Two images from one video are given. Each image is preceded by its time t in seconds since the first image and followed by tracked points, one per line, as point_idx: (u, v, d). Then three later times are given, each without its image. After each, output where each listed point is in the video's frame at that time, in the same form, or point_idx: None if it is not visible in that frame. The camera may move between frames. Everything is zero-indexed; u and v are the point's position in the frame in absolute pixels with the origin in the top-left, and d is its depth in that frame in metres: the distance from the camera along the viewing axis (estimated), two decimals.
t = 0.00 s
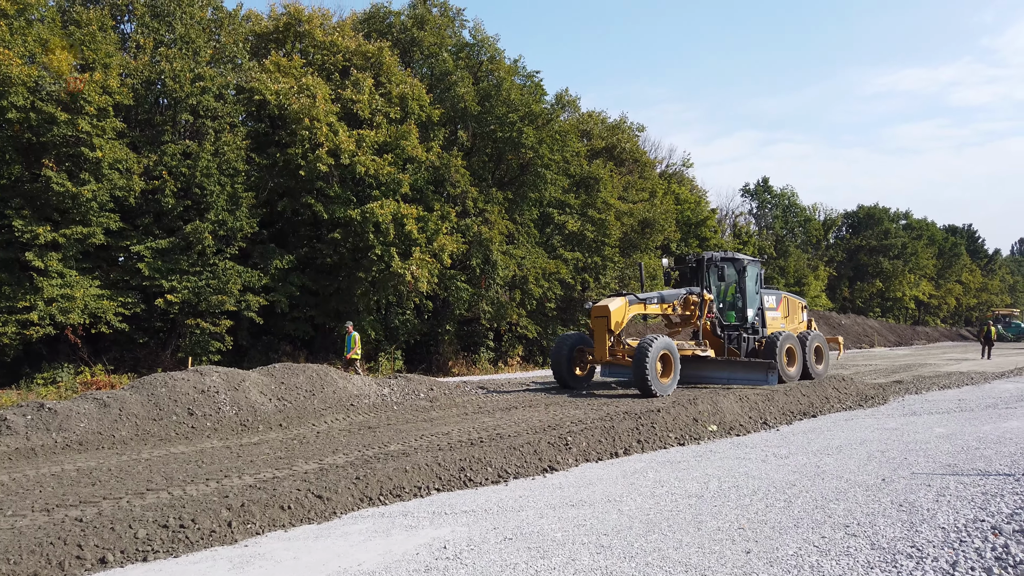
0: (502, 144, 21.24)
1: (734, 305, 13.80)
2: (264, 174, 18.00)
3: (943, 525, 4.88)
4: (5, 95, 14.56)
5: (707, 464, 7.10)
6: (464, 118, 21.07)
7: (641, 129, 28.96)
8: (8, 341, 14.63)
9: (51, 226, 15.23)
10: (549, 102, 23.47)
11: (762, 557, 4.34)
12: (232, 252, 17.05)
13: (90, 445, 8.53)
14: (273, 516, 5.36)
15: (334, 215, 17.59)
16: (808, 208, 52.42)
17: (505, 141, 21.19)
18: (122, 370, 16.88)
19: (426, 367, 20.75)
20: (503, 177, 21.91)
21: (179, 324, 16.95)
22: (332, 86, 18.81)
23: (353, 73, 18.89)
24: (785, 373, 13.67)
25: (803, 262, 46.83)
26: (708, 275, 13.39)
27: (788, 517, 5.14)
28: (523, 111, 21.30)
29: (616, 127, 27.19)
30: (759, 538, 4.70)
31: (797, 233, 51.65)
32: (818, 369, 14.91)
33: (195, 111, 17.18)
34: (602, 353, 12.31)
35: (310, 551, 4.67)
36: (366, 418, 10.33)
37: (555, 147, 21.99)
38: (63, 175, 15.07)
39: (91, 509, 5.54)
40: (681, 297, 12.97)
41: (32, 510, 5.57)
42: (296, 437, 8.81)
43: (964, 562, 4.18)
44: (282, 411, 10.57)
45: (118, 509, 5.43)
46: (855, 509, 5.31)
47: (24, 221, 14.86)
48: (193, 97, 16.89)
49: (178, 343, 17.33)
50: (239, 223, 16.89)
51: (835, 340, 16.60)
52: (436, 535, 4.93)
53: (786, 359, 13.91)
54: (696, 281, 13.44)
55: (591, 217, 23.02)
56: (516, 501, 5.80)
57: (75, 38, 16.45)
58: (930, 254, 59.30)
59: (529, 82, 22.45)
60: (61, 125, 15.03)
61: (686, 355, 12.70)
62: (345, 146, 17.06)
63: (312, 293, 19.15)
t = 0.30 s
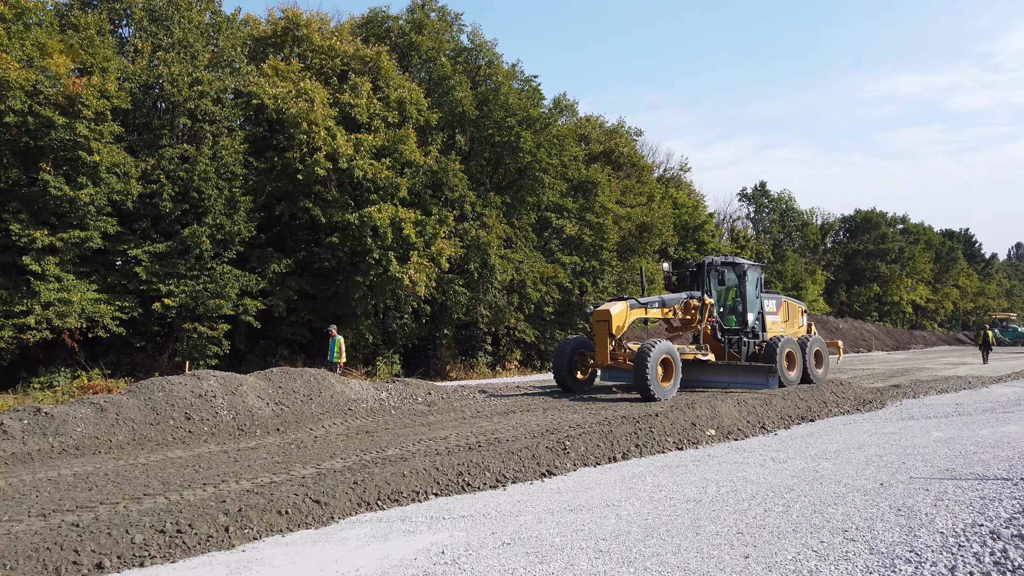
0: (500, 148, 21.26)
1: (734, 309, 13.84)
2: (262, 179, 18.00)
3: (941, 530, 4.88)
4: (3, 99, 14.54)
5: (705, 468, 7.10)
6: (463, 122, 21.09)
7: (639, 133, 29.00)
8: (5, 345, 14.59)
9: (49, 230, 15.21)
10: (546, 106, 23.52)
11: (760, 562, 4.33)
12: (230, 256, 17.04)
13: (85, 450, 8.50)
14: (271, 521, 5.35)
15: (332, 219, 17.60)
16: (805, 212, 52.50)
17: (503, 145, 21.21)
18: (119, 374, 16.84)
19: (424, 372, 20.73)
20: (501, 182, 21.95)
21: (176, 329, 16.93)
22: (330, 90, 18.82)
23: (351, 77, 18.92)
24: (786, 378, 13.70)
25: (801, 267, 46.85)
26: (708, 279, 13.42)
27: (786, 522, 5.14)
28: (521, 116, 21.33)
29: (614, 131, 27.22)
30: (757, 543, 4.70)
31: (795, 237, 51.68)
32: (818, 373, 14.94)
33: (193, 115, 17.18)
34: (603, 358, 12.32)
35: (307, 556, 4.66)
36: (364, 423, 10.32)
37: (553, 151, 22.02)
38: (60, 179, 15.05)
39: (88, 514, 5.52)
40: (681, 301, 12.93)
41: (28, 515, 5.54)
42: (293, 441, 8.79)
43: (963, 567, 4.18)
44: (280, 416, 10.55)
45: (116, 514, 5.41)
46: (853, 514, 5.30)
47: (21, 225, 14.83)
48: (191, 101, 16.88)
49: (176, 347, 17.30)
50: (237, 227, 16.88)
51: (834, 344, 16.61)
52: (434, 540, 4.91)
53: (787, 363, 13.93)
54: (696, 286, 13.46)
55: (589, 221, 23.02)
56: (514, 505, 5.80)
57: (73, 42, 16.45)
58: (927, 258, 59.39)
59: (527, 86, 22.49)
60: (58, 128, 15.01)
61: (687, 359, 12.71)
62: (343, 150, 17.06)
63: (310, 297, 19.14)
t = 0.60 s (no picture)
0: (498, 150, 21.26)
1: (733, 310, 13.86)
2: (260, 180, 17.99)
3: (939, 531, 4.88)
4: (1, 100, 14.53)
5: (703, 469, 7.10)
6: (461, 123, 21.10)
7: (636, 135, 29.01)
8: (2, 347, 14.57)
9: (46, 231, 15.19)
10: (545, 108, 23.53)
11: (759, 564, 4.33)
12: (228, 257, 17.02)
13: (82, 451, 8.48)
14: (268, 522, 5.34)
15: (330, 221, 17.59)
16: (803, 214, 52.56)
17: (501, 147, 21.21)
18: (116, 376, 16.81)
19: (422, 373, 20.71)
20: (499, 183, 21.97)
21: (174, 330, 16.91)
22: (328, 92, 18.82)
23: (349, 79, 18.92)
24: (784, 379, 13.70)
25: (798, 268, 46.92)
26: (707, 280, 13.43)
27: (784, 523, 5.14)
28: (519, 117, 21.34)
29: (613, 133, 27.24)
30: (755, 544, 4.70)
31: (793, 239, 51.75)
32: (816, 375, 14.94)
33: (191, 117, 17.16)
34: (601, 359, 12.33)
35: (305, 558, 4.65)
36: (362, 424, 10.30)
37: (550, 153, 22.02)
38: (58, 180, 15.04)
39: (85, 515, 5.51)
40: (679, 303, 12.92)
41: (25, 516, 5.54)
42: (291, 443, 8.78)
43: (961, 569, 4.18)
44: (278, 417, 10.53)
45: (114, 516, 5.40)
46: (851, 515, 5.31)
47: (19, 226, 14.82)
48: (189, 102, 16.86)
49: (173, 348, 17.29)
50: (235, 228, 16.86)
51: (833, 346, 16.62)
52: (432, 541, 4.91)
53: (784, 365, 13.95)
54: (695, 287, 13.47)
55: (587, 223, 23.03)
56: (513, 507, 5.79)
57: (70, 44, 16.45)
58: (925, 261, 59.48)
59: (525, 88, 22.52)
60: (56, 130, 14.99)
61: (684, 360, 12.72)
62: (341, 151, 17.05)
63: (307, 299, 19.13)
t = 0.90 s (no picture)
0: (498, 150, 21.25)
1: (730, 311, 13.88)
2: (260, 180, 17.98)
3: (938, 531, 4.88)
4: None
5: (703, 470, 7.10)
6: (460, 123, 21.10)
7: (636, 135, 29.00)
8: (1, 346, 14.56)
9: (45, 231, 15.18)
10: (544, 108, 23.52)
11: (758, 564, 4.33)
12: (227, 257, 17.00)
13: (82, 452, 8.48)
14: (268, 522, 5.34)
15: (330, 221, 17.58)
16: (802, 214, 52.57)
17: (500, 147, 21.20)
18: (116, 376, 16.79)
19: (421, 373, 20.71)
20: (498, 183, 21.96)
21: (173, 330, 16.91)
22: (327, 92, 18.82)
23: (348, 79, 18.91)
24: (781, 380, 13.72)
25: (797, 269, 46.92)
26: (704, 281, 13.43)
27: (783, 523, 5.14)
28: (519, 117, 21.35)
29: (612, 133, 27.23)
30: (754, 545, 4.70)
31: (792, 239, 51.75)
32: (813, 375, 14.96)
33: (190, 116, 17.14)
34: (598, 359, 12.34)
35: (304, 558, 4.65)
36: (361, 424, 10.30)
37: (550, 153, 22.01)
38: (57, 180, 15.02)
39: (84, 516, 5.50)
40: (676, 303, 12.93)
41: (24, 516, 5.53)
42: (290, 443, 8.77)
43: (961, 569, 4.18)
44: (277, 417, 10.53)
45: (113, 516, 5.40)
46: (851, 516, 5.31)
47: (18, 226, 14.81)
48: (188, 102, 16.84)
49: (173, 348, 17.28)
50: (234, 228, 16.84)
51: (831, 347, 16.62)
52: (431, 541, 4.90)
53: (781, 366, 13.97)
54: (692, 287, 13.47)
55: (587, 223, 23.03)
56: (512, 507, 5.79)
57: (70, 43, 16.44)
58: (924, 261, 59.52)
59: (525, 88, 22.53)
60: (55, 129, 14.98)
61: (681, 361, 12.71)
62: (341, 151, 17.03)
63: (307, 299, 19.13)
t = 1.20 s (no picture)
0: (500, 153, 21.27)
1: (727, 314, 13.86)
2: (262, 183, 17.99)
3: (943, 535, 4.87)
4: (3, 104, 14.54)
5: (706, 474, 7.09)
6: (462, 126, 21.12)
7: (637, 138, 29.03)
8: (4, 350, 14.57)
9: (48, 234, 15.21)
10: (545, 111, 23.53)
11: (762, 569, 4.32)
12: (229, 260, 17.01)
13: (85, 455, 8.48)
14: (271, 526, 5.33)
15: (332, 224, 17.60)
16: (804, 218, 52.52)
17: (502, 150, 21.21)
18: (118, 379, 16.80)
19: (423, 376, 20.71)
20: (500, 187, 21.96)
21: (176, 333, 16.92)
22: (329, 95, 18.85)
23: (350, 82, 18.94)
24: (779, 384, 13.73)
25: (799, 272, 46.87)
26: (702, 285, 13.41)
27: (787, 528, 5.13)
28: (521, 120, 21.37)
29: (614, 136, 27.24)
30: (758, 549, 4.69)
31: (794, 242, 51.70)
32: (812, 378, 14.94)
33: (193, 120, 17.16)
34: (593, 363, 12.23)
35: (308, 562, 4.65)
36: (363, 427, 10.29)
37: (552, 156, 22.01)
38: (60, 183, 15.05)
39: (88, 519, 5.50)
40: (672, 306, 12.93)
41: (28, 520, 5.53)
42: (292, 446, 8.77)
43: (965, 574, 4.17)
44: (280, 421, 10.53)
45: (116, 519, 5.40)
46: (854, 520, 5.30)
47: (21, 230, 14.84)
48: (191, 105, 16.86)
49: (175, 351, 17.29)
50: (236, 231, 16.83)
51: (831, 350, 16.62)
52: (434, 546, 4.90)
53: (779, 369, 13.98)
54: (690, 291, 13.45)
55: (588, 226, 23.05)
56: (515, 511, 5.78)
57: (73, 47, 16.48)
58: (927, 264, 59.47)
59: (526, 91, 22.57)
60: (59, 133, 15.00)
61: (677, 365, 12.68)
62: (343, 154, 17.04)
63: (308, 302, 19.14)
